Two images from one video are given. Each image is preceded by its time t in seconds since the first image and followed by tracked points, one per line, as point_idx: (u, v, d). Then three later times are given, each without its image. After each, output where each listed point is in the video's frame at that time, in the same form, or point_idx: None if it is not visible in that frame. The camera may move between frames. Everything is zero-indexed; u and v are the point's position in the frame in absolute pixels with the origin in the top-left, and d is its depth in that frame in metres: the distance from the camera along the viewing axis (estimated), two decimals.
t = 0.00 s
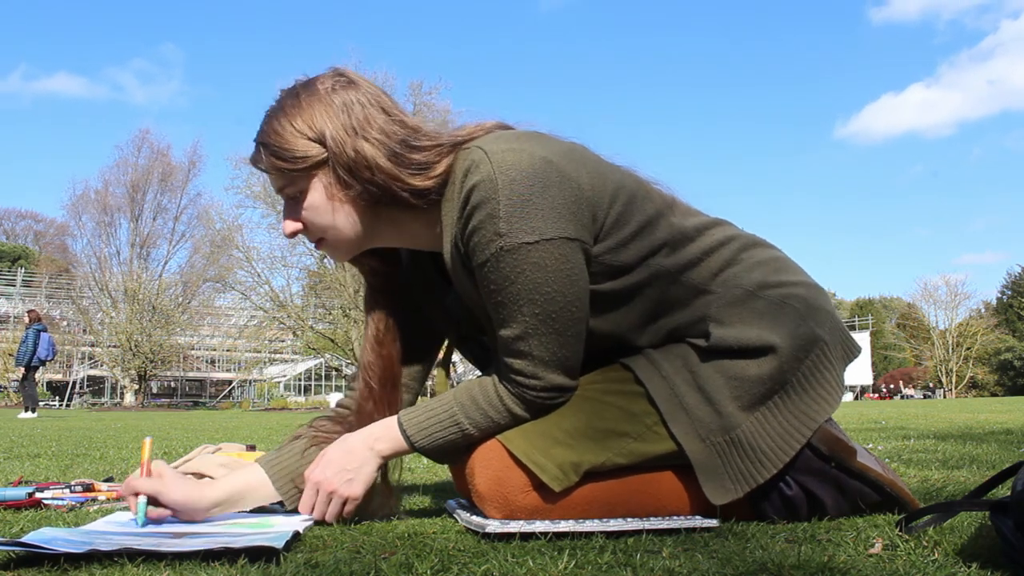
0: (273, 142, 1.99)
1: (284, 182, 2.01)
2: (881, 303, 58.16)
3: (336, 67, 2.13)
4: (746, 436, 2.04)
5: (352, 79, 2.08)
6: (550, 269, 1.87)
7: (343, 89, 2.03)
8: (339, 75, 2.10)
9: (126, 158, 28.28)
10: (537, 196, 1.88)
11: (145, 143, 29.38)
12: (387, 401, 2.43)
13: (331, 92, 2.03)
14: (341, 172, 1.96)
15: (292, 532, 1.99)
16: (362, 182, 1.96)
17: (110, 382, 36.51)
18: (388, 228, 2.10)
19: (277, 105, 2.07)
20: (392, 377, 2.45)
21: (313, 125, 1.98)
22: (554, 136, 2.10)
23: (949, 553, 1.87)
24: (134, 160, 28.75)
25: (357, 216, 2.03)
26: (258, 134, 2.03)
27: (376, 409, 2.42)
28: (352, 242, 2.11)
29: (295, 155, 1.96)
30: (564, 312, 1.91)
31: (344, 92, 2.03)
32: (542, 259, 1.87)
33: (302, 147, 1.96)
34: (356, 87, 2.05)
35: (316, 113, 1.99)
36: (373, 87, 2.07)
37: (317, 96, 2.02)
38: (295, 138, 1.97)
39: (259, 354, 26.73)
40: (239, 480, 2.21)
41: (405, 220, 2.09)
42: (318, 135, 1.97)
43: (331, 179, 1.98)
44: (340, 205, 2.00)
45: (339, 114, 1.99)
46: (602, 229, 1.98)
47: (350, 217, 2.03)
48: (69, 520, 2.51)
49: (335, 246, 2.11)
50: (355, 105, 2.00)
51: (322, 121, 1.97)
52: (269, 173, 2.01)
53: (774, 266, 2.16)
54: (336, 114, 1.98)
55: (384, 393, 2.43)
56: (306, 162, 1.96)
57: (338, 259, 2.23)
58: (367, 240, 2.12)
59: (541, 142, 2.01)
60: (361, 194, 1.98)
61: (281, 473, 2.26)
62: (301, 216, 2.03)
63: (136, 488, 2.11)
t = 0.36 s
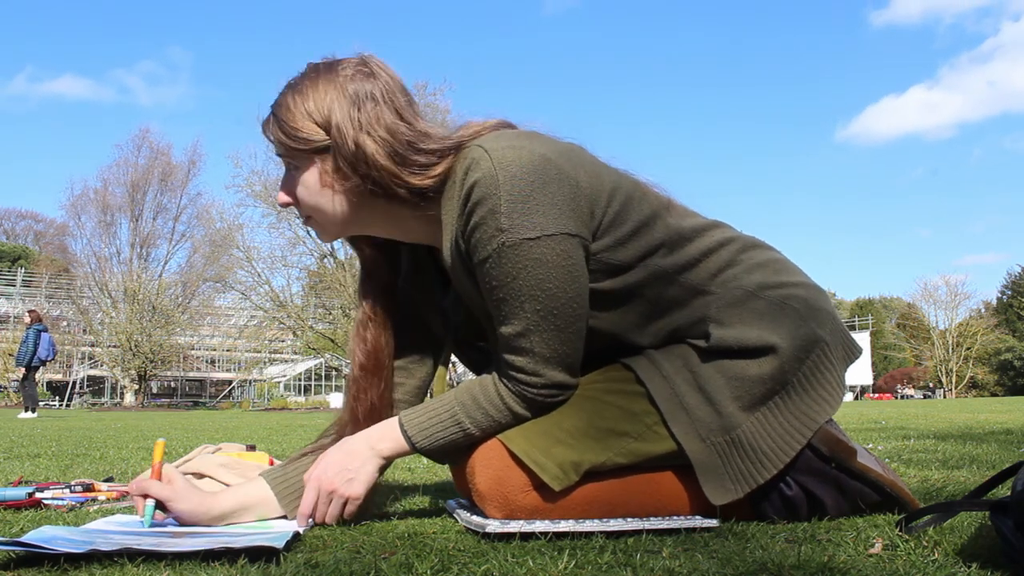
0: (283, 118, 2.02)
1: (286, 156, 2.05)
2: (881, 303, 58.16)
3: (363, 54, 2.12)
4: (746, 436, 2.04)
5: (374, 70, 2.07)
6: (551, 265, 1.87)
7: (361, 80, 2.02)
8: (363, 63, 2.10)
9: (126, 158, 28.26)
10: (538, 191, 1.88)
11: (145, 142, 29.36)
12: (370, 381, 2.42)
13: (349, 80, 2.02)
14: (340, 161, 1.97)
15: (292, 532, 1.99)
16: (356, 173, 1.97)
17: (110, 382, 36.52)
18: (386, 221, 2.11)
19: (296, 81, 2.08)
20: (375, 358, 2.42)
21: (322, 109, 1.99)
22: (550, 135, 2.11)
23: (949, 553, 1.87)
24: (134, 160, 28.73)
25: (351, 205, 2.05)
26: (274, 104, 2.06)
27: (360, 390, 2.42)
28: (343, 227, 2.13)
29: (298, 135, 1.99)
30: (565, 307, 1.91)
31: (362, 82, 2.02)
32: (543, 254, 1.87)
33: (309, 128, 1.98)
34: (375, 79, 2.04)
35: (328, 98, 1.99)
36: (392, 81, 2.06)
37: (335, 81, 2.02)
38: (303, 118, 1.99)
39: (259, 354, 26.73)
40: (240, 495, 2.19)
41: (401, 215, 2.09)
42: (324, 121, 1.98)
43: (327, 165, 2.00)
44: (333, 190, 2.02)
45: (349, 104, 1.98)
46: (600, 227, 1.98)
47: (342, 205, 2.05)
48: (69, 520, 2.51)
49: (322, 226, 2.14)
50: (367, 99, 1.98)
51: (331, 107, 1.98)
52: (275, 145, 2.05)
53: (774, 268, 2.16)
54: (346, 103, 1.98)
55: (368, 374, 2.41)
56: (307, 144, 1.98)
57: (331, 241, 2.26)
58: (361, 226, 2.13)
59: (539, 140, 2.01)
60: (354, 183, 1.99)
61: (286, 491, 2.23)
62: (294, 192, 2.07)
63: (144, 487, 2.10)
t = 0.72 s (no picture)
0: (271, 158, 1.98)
1: (287, 196, 2.00)
2: (881, 303, 58.16)
3: (322, 76, 2.12)
4: (746, 436, 2.04)
5: (340, 87, 2.07)
6: (552, 264, 1.87)
7: (333, 97, 2.03)
8: (326, 83, 2.10)
9: (126, 158, 28.25)
10: (540, 190, 1.88)
11: (145, 142, 29.34)
12: (387, 400, 2.41)
13: (321, 101, 2.02)
14: (343, 178, 1.95)
15: (292, 533, 1.99)
16: (366, 184, 1.96)
17: (110, 382, 36.53)
18: (394, 229, 2.11)
19: (270, 120, 2.06)
20: (392, 377, 2.42)
21: (310, 135, 1.97)
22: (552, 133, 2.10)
23: (949, 553, 1.87)
24: (134, 160, 28.71)
25: (364, 218, 2.03)
26: (255, 152, 2.03)
27: (377, 410, 2.39)
28: (362, 248, 2.10)
29: (296, 166, 1.95)
30: (566, 306, 1.91)
31: (335, 99, 2.02)
32: (545, 254, 1.87)
33: (302, 158, 1.95)
34: (345, 92, 2.04)
35: (311, 123, 1.99)
36: (362, 91, 2.07)
37: (309, 108, 2.01)
38: (294, 149, 1.96)
39: (259, 354, 26.73)
40: (240, 492, 2.19)
41: (408, 218, 2.09)
42: (316, 144, 1.96)
43: (333, 186, 1.98)
44: (345, 210, 2.00)
45: (334, 123, 1.98)
46: (602, 225, 1.99)
47: (355, 222, 2.03)
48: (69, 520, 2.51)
49: (346, 254, 2.10)
50: (348, 110, 2.00)
51: (319, 131, 1.97)
52: (272, 189, 2.01)
53: (775, 266, 2.16)
54: (331, 122, 1.98)
55: (385, 394, 2.40)
56: (307, 172, 1.95)
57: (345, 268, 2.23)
58: (374, 244, 2.12)
59: (541, 138, 2.01)
60: (365, 195, 1.97)
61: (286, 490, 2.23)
62: (308, 226, 2.03)
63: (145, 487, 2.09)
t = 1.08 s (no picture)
0: (286, 112, 2.02)
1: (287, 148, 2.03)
2: (881, 303, 58.16)
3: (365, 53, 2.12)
4: (745, 436, 2.04)
5: (377, 68, 2.07)
6: (549, 264, 1.87)
7: (364, 76, 2.03)
8: (366, 61, 2.10)
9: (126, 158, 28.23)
10: (537, 190, 1.88)
11: (145, 142, 29.32)
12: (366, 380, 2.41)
13: (352, 76, 2.03)
14: (342, 154, 1.97)
15: (292, 532, 2.00)
16: (360, 166, 1.97)
17: (110, 382, 36.55)
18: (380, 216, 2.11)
19: (302, 76, 2.08)
20: (371, 356, 2.42)
21: (327, 104, 1.99)
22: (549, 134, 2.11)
23: (949, 553, 1.87)
24: (134, 160, 28.69)
25: (351, 198, 2.04)
26: (277, 99, 2.06)
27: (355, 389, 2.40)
28: (344, 223, 2.11)
29: (303, 127, 1.98)
30: (563, 306, 1.91)
31: (365, 78, 2.02)
32: (541, 253, 1.87)
33: (311, 122, 1.98)
34: (378, 77, 2.04)
35: (332, 93, 1.99)
36: (395, 80, 2.06)
37: (339, 78, 2.02)
38: (308, 111, 1.99)
39: (259, 354, 26.73)
40: (237, 490, 2.19)
41: (402, 210, 2.09)
42: (330, 115, 1.98)
43: (330, 158, 1.99)
44: (336, 183, 2.01)
45: (352, 100, 1.98)
46: (599, 226, 1.99)
47: (341, 198, 2.04)
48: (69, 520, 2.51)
49: (322, 223, 2.11)
50: (371, 94, 1.99)
51: (336, 101, 1.98)
52: (276, 137, 2.04)
53: (773, 267, 2.16)
54: (351, 98, 1.98)
55: (362, 374, 2.40)
56: (310, 137, 1.98)
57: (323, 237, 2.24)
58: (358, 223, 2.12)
59: (538, 139, 2.01)
60: (356, 176, 1.99)
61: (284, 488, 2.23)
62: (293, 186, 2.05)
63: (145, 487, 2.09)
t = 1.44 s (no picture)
0: (267, 152, 1.99)
1: (280, 194, 2.00)
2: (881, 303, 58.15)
3: (324, 76, 2.12)
4: (745, 435, 2.04)
5: (343, 88, 2.08)
6: (552, 265, 1.87)
7: (333, 98, 2.03)
8: (328, 84, 2.10)
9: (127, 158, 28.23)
10: (540, 191, 1.88)
11: (145, 142, 29.32)
12: (380, 405, 2.40)
13: (321, 101, 2.02)
14: (339, 179, 1.95)
15: (292, 533, 1.99)
16: (361, 186, 1.96)
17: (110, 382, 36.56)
18: (388, 235, 2.11)
19: (268, 117, 2.06)
20: (383, 381, 2.41)
21: (308, 133, 1.98)
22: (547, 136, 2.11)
23: (949, 553, 1.87)
24: (135, 160, 28.68)
25: (356, 221, 2.03)
26: (252, 146, 2.02)
27: (370, 415, 2.39)
28: (352, 249, 2.10)
29: (291, 164, 1.95)
30: (566, 307, 1.91)
31: (335, 100, 2.02)
32: (546, 255, 1.87)
33: (299, 156, 1.95)
34: (345, 95, 2.04)
35: (309, 121, 1.99)
36: (362, 94, 2.07)
37: (308, 106, 2.01)
38: (291, 147, 1.96)
39: (259, 354, 26.74)
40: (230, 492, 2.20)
41: (407, 223, 2.09)
42: (314, 143, 1.97)
43: (327, 186, 1.98)
44: (338, 211, 2.00)
45: (333, 122, 1.98)
46: (599, 227, 1.99)
47: (349, 224, 2.03)
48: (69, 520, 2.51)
49: (335, 255, 2.10)
50: (347, 111, 2.00)
51: (317, 129, 1.97)
52: (264, 185, 2.00)
53: (771, 265, 2.16)
54: (330, 121, 1.98)
55: (373, 396, 2.39)
56: (302, 171, 1.95)
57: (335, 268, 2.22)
58: (369, 246, 2.11)
59: (538, 141, 2.01)
60: (360, 198, 1.97)
61: (275, 492, 2.22)
62: (299, 226, 2.02)
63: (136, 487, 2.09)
